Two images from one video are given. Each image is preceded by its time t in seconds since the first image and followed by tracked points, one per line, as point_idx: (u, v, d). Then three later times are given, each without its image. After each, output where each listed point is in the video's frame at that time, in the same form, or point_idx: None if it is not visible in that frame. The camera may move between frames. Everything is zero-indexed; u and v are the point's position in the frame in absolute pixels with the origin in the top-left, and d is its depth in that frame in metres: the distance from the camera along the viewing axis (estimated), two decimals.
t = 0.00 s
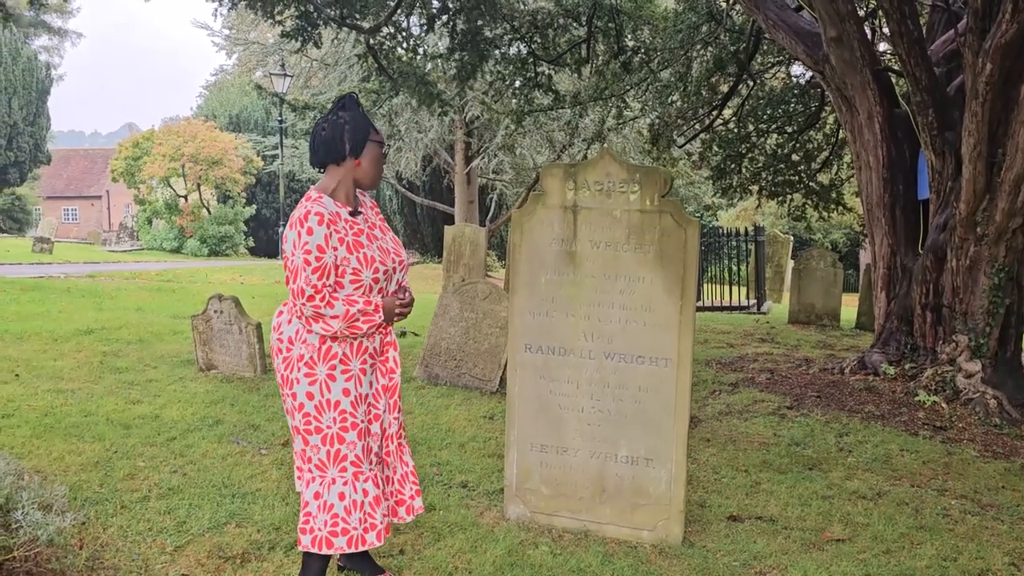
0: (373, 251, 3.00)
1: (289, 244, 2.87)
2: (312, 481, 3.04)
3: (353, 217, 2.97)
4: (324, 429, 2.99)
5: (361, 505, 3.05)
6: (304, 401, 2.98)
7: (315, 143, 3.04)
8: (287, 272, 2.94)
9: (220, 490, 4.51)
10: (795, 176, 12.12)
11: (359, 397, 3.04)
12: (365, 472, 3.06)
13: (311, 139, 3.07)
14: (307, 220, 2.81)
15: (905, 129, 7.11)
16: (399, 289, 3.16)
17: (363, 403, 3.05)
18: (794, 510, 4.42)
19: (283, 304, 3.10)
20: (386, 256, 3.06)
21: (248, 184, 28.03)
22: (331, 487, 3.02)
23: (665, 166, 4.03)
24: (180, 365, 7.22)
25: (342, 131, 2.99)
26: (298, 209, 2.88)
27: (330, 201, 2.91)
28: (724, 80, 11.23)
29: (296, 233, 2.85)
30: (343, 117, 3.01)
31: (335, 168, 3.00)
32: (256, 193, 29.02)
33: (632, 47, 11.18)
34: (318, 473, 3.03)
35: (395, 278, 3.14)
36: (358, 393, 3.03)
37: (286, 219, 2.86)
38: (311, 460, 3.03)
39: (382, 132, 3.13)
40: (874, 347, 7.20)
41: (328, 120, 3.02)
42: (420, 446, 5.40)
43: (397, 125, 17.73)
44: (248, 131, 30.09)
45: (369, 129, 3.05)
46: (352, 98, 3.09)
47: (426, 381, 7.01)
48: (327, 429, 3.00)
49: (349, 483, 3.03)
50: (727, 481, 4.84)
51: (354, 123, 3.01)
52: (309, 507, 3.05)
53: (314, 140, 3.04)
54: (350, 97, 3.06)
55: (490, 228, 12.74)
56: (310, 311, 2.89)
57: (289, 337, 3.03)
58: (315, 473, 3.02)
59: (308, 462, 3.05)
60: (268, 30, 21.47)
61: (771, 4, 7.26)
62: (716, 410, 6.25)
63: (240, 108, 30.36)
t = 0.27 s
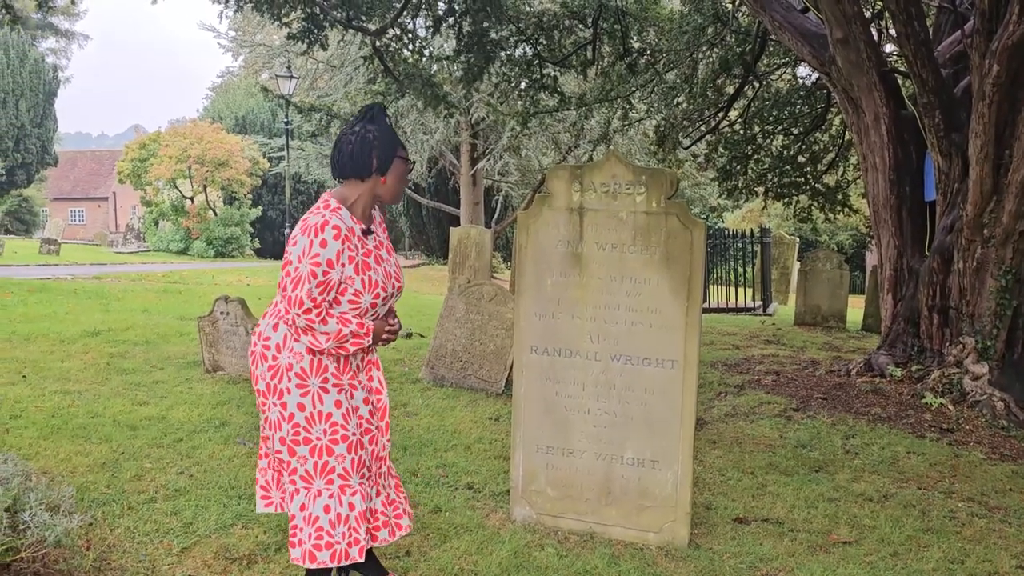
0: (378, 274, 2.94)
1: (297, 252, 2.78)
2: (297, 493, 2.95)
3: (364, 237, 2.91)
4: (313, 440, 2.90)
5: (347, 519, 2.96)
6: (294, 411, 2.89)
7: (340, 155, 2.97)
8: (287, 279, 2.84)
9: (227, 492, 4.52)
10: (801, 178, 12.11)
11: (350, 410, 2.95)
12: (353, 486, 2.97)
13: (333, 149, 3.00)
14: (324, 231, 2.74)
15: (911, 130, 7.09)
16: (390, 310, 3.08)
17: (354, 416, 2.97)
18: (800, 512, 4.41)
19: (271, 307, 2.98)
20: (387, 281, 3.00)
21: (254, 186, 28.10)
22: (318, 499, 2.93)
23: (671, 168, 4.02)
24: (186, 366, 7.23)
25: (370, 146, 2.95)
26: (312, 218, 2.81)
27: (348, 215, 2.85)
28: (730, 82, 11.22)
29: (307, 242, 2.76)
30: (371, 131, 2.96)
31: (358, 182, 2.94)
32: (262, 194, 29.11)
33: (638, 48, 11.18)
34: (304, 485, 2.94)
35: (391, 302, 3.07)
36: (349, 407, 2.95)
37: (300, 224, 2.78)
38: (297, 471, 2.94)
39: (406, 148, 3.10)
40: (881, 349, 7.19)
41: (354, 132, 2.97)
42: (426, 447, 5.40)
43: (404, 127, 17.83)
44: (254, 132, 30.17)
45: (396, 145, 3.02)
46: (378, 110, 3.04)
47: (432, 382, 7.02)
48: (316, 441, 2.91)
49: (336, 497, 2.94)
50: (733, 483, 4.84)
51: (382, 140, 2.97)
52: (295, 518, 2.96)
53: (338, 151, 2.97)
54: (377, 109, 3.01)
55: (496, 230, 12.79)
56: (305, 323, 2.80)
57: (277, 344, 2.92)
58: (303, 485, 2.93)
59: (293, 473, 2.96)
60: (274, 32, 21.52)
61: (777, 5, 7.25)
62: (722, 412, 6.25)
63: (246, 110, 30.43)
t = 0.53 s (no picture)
0: (388, 294, 2.84)
1: (314, 263, 2.67)
2: (285, 492, 2.84)
3: (380, 256, 2.80)
4: (303, 444, 2.79)
5: (335, 523, 2.84)
6: (285, 415, 2.78)
7: (363, 170, 2.88)
8: (298, 287, 2.72)
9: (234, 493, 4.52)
10: (807, 179, 12.06)
11: (342, 418, 2.83)
12: (343, 491, 2.85)
13: (355, 163, 2.91)
14: (347, 249, 2.63)
15: (918, 131, 7.08)
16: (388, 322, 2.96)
17: (346, 423, 2.85)
18: (806, 514, 4.41)
19: (270, 306, 2.86)
20: (394, 299, 2.90)
21: (260, 188, 28.18)
22: (307, 501, 2.81)
23: (677, 169, 4.02)
24: (193, 368, 7.24)
25: (395, 167, 2.86)
26: (334, 231, 2.69)
27: (369, 233, 2.74)
28: (736, 83, 11.22)
29: (326, 255, 2.65)
30: (395, 148, 2.89)
31: (381, 200, 2.87)
32: (268, 196, 29.20)
33: (644, 50, 11.22)
34: (293, 486, 2.83)
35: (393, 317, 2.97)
36: (343, 413, 2.83)
37: (321, 236, 2.66)
38: (286, 472, 2.83)
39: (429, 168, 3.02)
40: (887, 351, 7.19)
41: (380, 148, 2.89)
42: (432, 449, 5.40)
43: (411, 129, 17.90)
44: (260, 134, 30.26)
45: (420, 166, 2.93)
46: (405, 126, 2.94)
47: (438, 384, 7.02)
48: (307, 445, 2.80)
49: (325, 500, 2.83)
50: (740, 485, 4.83)
51: (407, 161, 2.88)
52: (281, 518, 2.85)
53: (361, 165, 2.89)
54: (404, 126, 2.92)
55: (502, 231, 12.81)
56: (310, 334, 2.70)
57: (271, 346, 2.80)
58: (292, 484, 2.81)
59: (281, 472, 2.84)
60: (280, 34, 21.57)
61: (783, 6, 7.25)
62: (728, 414, 6.24)
63: (252, 112, 30.52)
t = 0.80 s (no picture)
0: (388, 317, 2.79)
1: (322, 275, 2.63)
2: (277, 489, 2.84)
3: (388, 280, 2.77)
4: (293, 445, 2.79)
5: (325, 524, 2.82)
6: (275, 417, 2.77)
7: (384, 190, 2.84)
8: (301, 296, 2.68)
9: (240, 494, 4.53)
10: (812, 181, 12.07)
11: (331, 421, 2.80)
12: (335, 492, 2.83)
13: (376, 184, 2.85)
14: (359, 268, 2.60)
15: (924, 132, 7.07)
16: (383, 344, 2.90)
17: (336, 427, 2.81)
18: (811, 515, 4.41)
19: (270, 307, 2.83)
20: (393, 323, 2.86)
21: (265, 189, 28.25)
22: (297, 499, 2.81)
23: (682, 171, 4.02)
24: (198, 369, 7.26)
25: (417, 191, 2.82)
26: (349, 247, 2.66)
27: (382, 255, 2.71)
28: (740, 84, 11.25)
29: (336, 270, 2.62)
30: (418, 175, 2.85)
31: (399, 224, 2.82)
32: (273, 198, 29.31)
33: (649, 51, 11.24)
34: (285, 483, 2.83)
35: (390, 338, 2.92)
36: (332, 417, 2.80)
37: (336, 251, 2.62)
38: (277, 470, 2.83)
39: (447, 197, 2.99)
40: (893, 352, 7.18)
41: (403, 172, 2.84)
42: (437, 450, 5.40)
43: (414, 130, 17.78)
44: (265, 135, 30.35)
45: (440, 194, 2.91)
46: (429, 153, 2.92)
47: (443, 385, 7.03)
48: (297, 445, 2.79)
49: (315, 500, 2.82)
50: (745, 486, 4.83)
51: (429, 186, 2.85)
52: (273, 513, 2.85)
53: (382, 188, 2.83)
54: (428, 153, 2.89)
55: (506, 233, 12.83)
56: (307, 344, 2.66)
57: (266, 347, 2.77)
58: (283, 480, 2.81)
59: (274, 469, 2.83)
60: (286, 35, 21.63)
61: (788, 7, 7.25)
62: (734, 415, 6.24)
63: (257, 113, 30.61)
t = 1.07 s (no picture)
0: (390, 338, 2.78)
1: (329, 290, 2.62)
2: (273, 486, 2.82)
3: (394, 302, 2.76)
4: (288, 444, 2.78)
5: (319, 524, 2.79)
6: (268, 416, 2.76)
7: (404, 212, 2.78)
8: (305, 308, 2.67)
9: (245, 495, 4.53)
10: (817, 182, 12.07)
11: (325, 422, 2.77)
12: (330, 492, 2.81)
13: (398, 204, 2.82)
14: (365, 288, 2.60)
15: (929, 133, 7.06)
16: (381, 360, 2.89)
17: (330, 427, 2.79)
18: (816, 517, 4.41)
19: (271, 310, 2.82)
20: (394, 344, 2.84)
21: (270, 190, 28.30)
22: (294, 497, 2.80)
23: (686, 172, 4.02)
24: (203, 370, 7.27)
25: (437, 220, 2.76)
26: (359, 265, 2.65)
27: (390, 276, 2.70)
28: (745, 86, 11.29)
29: (343, 286, 2.61)
30: (441, 204, 2.79)
31: (413, 248, 2.77)
32: (278, 199, 29.41)
33: (653, 53, 11.22)
34: (281, 481, 2.82)
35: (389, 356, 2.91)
36: (326, 418, 2.76)
37: (344, 268, 2.62)
38: (273, 468, 2.82)
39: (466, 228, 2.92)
40: (898, 354, 7.16)
41: (425, 198, 2.79)
42: (441, 452, 5.41)
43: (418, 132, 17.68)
44: (270, 137, 30.44)
45: (459, 225, 2.84)
46: (457, 183, 2.85)
47: (447, 387, 7.04)
48: (292, 445, 2.77)
49: (310, 499, 2.80)
50: (750, 488, 4.82)
51: (449, 218, 2.79)
52: (269, 510, 2.83)
53: (403, 210, 2.79)
54: (454, 182, 2.82)
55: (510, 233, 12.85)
56: (306, 355, 2.66)
57: (263, 349, 2.75)
58: (280, 478, 2.80)
59: (271, 466, 2.83)
60: (290, 37, 21.67)
61: (793, 9, 7.25)
62: (738, 417, 6.23)
63: (262, 115, 30.69)
